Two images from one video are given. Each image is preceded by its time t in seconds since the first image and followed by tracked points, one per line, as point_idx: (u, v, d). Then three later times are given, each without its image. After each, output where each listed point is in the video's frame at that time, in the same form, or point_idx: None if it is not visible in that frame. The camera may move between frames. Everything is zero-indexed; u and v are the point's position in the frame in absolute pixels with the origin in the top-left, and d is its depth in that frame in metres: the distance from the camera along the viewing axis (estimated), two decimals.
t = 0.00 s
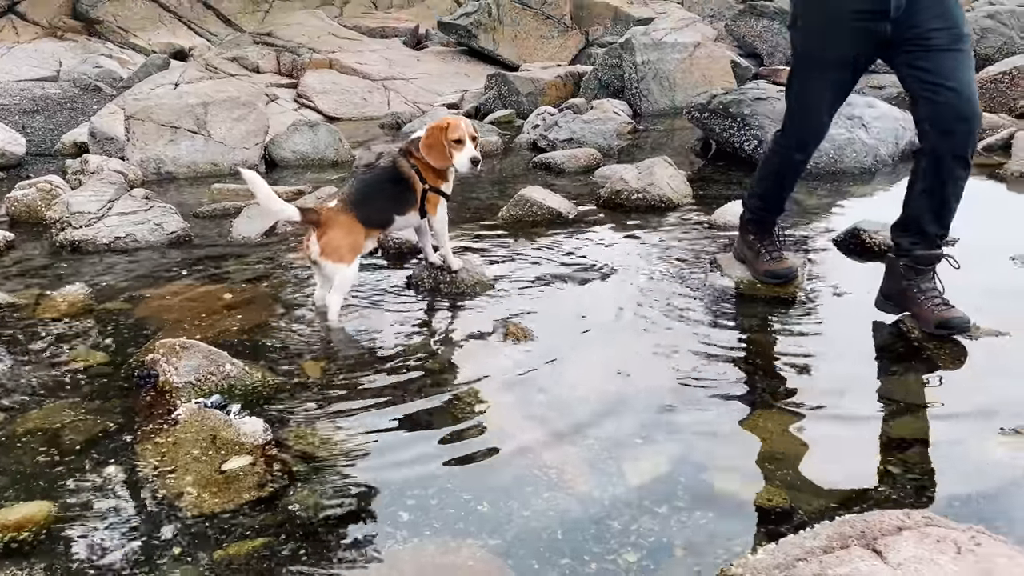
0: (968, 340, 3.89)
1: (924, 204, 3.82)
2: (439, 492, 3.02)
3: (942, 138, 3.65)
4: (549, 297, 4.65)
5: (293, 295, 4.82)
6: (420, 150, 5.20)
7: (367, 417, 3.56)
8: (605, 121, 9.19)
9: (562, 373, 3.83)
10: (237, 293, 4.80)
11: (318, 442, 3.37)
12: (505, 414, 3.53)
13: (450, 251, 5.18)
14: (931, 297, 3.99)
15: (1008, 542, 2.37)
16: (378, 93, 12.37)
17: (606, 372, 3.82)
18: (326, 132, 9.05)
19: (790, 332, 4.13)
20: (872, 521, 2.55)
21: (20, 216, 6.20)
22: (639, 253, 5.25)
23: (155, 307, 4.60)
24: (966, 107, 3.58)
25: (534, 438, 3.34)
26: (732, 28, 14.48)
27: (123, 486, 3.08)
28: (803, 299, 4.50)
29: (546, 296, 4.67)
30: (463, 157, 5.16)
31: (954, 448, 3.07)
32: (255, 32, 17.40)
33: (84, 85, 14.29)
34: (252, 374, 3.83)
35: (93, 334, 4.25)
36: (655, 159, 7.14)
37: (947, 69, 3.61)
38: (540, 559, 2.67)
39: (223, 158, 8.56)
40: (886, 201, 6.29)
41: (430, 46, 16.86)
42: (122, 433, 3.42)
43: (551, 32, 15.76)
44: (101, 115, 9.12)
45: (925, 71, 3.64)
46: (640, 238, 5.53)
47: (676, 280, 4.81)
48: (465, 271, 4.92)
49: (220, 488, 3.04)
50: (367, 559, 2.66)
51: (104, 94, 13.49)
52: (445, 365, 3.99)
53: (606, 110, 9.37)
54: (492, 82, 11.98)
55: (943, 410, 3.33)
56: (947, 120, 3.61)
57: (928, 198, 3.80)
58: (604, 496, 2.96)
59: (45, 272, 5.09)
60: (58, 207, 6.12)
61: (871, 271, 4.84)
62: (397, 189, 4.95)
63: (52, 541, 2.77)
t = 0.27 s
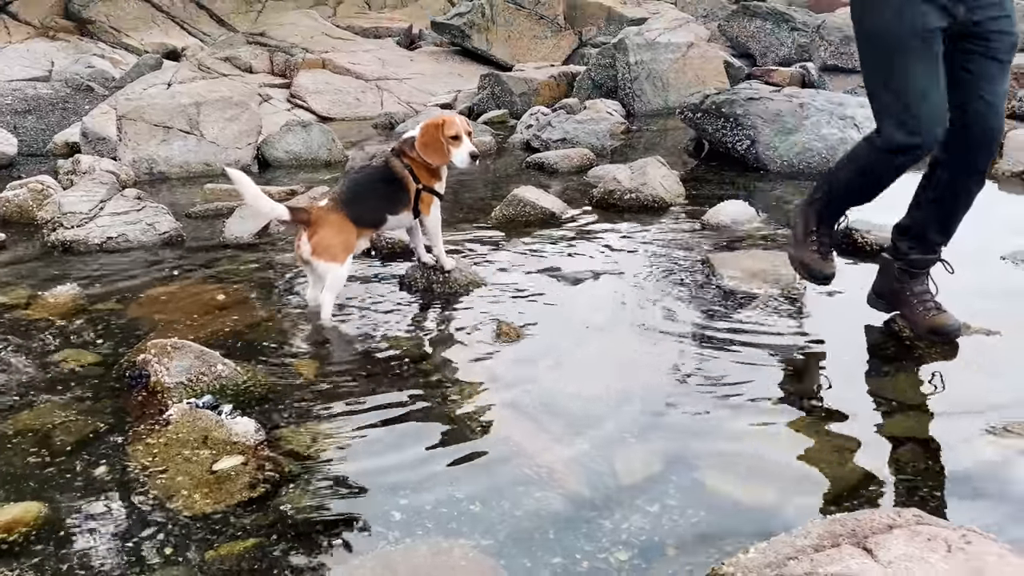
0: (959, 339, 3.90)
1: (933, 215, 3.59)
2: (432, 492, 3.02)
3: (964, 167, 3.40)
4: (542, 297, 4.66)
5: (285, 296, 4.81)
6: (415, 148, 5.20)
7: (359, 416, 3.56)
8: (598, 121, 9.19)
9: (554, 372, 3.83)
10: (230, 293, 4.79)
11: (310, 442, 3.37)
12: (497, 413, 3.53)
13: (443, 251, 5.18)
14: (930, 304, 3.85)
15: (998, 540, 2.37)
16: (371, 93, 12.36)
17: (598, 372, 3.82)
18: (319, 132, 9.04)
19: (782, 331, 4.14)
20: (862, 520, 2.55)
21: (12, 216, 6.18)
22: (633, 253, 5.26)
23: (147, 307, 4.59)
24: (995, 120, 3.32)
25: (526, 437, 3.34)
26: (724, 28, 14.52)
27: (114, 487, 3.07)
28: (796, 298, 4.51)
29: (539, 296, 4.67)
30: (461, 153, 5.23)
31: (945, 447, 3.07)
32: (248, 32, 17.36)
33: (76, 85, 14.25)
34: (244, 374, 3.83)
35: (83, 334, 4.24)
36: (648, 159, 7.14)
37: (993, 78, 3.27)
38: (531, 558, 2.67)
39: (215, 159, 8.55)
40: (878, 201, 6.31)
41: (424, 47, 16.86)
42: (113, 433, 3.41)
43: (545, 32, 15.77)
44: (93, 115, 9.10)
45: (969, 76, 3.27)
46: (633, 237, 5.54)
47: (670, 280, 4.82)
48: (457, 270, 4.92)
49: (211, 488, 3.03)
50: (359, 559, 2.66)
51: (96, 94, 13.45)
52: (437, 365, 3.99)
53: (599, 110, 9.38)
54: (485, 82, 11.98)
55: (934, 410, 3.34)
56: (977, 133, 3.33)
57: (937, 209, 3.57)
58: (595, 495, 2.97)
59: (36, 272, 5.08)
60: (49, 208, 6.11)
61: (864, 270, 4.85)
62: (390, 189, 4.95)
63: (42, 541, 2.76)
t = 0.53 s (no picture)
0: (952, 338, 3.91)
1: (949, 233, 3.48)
2: (427, 491, 3.02)
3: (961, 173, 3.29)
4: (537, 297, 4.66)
5: (280, 295, 4.81)
6: (411, 148, 5.17)
7: (354, 416, 3.56)
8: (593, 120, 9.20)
9: (550, 371, 3.83)
10: (224, 293, 4.79)
11: (305, 442, 3.36)
12: (492, 412, 3.53)
13: (438, 251, 5.18)
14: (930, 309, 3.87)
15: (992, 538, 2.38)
16: (366, 92, 12.36)
17: (593, 371, 3.82)
18: (314, 131, 9.03)
19: (776, 330, 4.15)
20: (856, 518, 2.55)
21: (5, 215, 6.16)
22: (628, 252, 5.26)
23: (141, 306, 4.58)
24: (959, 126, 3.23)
25: (521, 436, 3.34)
26: (719, 27, 14.55)
27: (108, 486, 3.06)
28: (790, 297, 4.52)
29: (534, 296, 4.67)
30: (459, 157, 5.18)
31: (939, 445, 3.08)
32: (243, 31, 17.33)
33: (70, 85, 14.21)
34: (239, 373, 3.82)
35: (77, 334, 4.23)
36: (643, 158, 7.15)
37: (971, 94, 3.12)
38: (526, 557, 2.67)
39: (210, 158, 8.53)
40: (872, 200, 6.33)
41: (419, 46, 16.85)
42: (108, 433, 3.40)
43: (540, 32, 15.77)
44: (87, 114, 9.07)
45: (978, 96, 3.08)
46: (629, 237, 5.55)
47: (665, 280, 4.82)
48: (452, 269, 4.92)
49: (206, 488, 3.03)
50: (354, 559, 2.66)
51: (90, 94, 13.42)
52: (432, 364, 3.98)
53: (594, 110, 9.39)
54: (481, 82, 11.97)
55: (929, 409, 3.35)
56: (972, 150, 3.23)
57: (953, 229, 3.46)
58: (590, 494, 2.97)
59: (30, 272, 5.07)
60: (43, 207, 6.10)
61: (858, 270, 4.86)
62: (386, 189, 4.94)
63: (37, 541, 2.76)
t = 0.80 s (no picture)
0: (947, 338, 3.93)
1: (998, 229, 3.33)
2: (424, 492, 3.02)
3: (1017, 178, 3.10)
4: (534, 297, 4.67)
5: (276, 296, 4.81)
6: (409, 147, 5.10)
7: (350, 417, 3.56)
8: (589, 121, 9.21)
9: (547, 372, 3.84)
10: (220, 294, 4.79)
11: (301, 443, 3.37)
12: (489, 412, 3.54)
13: (436, 251, 5.18)
14: (964, 300, 3.66)
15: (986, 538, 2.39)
16: (362, 93, 12.36)
17: (590, 372, 3.83)
18: (310, 132, 9.03)
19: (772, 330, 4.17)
20: (852, 518, 2.57)
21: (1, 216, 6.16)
22: (625, 253, 5.27)
23: (136, 307, 4.58)
24: None
25: (518, 437, 3.35)
26: (715, 28, 14.56)
27: (105, 488, 3.06)
28: (786, 297, 4.54)
29: (532, 296, 4.67)
30: (455, 155, 5.10)
31: (935, 446, 3.09)
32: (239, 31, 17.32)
33: (66, 85, 14.19)
34: (235, 374, 3.82)
35: (73, 335, 4.23)
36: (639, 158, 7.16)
37: None
38: (523, 557, 2.67)
39: (206, 159, 8.52)
40: (867, 200, 6.35)
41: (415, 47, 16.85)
42: (104, 434, 3.40)
43: (536, 32, 15.78)
44: (83, 115, 9.06)
45: None
46: (625, 237, 5.55)
47: (662, 280, 4.83)
48: (449, 270, 4.92)
49: (202, 489, 3.03)
50: (351, 559, 2.66)
51: (86, 94, 13.40)
52: (428, 365, 3.99)
53: (590, 110, 9.40)
54: (477, 82, 11.98)
55: (925, 410, 3.36)
56: None
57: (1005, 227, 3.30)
58: (586, 494, 2.98)
59: (26, 273, 5.06)
60: (39, 208, 6.09)
61: (854, 270, 4.88)
62: (385, 191, 4.93)
63: (33, 543, 2.75)
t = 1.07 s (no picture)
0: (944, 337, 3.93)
1: None
2: (421, 493, 3.02)
3: None
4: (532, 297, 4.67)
5: (273, 297, 4.80)
6: (407, 149, 5.11)
7: (348, 418, 3.56)
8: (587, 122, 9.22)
9: (543, 372, 3.85)
10: (217, 295, 4.79)
11: (298, 443, 3.37)
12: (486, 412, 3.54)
13: (433, 252, 5.18)
14: None
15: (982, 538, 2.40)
16: (360, 93, 12.36)
17: (587, 372, 3.84)
18: (307, 132, 9.03)
19: (768, 330, 4.17)
20: (849, 518, 2.57)
21: None
22: (622, 253, 5.28)
23: (133, 308, 4.57)
24: None
25: (514, 437, 3.35)
26: (712, 28, 14.58)
27: (101, 489, 3.06)
28: (783, 297, 4.54)
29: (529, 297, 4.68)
30: (451, 154, 5.08)
31: (933, 446, 3.10)
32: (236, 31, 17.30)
33: (63, 86, 14.17)
34: (232, 375, 3.82)
35: (70, 335, 4.22)
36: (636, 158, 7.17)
37: None
38: (520, 558, 2.67)
39: (203, 159, 8.51)
40: (864, 201, 6.36)
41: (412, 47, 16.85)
42: (100, 435, 3.40)
43: (533, 33, 15.79)
44: (80, 115, 9.05)
45: None
46: (623, 238, 5.56)
47: (659, 280, 4.84)
48: (446, 270, 4.92)
49: (199, 490, 3.03)
50: (348, 559, 2.66)
51: (82, 95, 13.38)
52: (426, 365, 3.99)
53: (587, 111, 9.41)
54: (474, 83, 11.98)
55: (922, 409, 3.36)
56: None
57: None
58: (584, 494, 2.98)
59: (23, 274, 5.06)
60: (35, 209, 6.09)
61: (851, 271, 4.89)
62: (383, 193, 4.93)
63: (29, 544, 2.75)
